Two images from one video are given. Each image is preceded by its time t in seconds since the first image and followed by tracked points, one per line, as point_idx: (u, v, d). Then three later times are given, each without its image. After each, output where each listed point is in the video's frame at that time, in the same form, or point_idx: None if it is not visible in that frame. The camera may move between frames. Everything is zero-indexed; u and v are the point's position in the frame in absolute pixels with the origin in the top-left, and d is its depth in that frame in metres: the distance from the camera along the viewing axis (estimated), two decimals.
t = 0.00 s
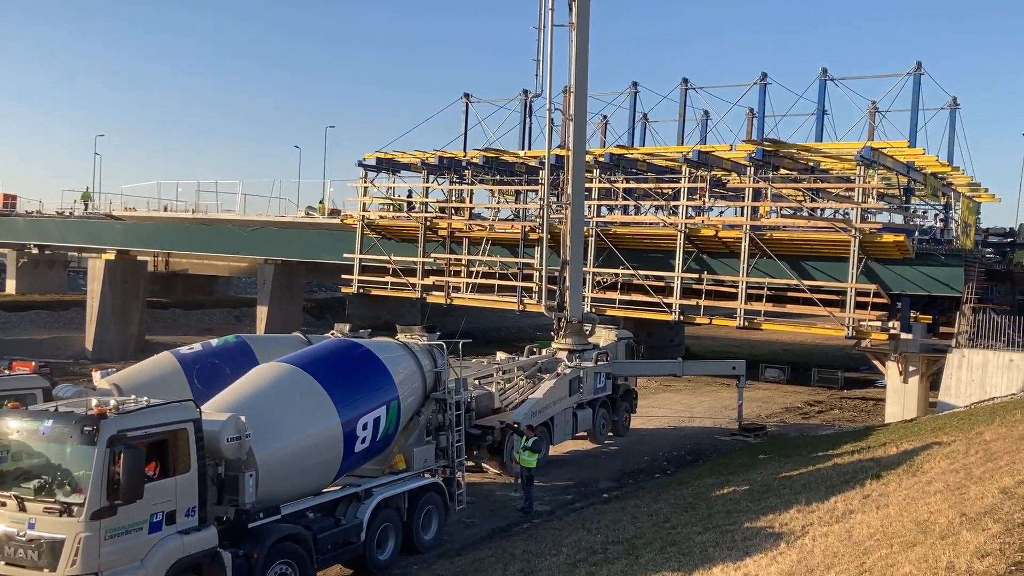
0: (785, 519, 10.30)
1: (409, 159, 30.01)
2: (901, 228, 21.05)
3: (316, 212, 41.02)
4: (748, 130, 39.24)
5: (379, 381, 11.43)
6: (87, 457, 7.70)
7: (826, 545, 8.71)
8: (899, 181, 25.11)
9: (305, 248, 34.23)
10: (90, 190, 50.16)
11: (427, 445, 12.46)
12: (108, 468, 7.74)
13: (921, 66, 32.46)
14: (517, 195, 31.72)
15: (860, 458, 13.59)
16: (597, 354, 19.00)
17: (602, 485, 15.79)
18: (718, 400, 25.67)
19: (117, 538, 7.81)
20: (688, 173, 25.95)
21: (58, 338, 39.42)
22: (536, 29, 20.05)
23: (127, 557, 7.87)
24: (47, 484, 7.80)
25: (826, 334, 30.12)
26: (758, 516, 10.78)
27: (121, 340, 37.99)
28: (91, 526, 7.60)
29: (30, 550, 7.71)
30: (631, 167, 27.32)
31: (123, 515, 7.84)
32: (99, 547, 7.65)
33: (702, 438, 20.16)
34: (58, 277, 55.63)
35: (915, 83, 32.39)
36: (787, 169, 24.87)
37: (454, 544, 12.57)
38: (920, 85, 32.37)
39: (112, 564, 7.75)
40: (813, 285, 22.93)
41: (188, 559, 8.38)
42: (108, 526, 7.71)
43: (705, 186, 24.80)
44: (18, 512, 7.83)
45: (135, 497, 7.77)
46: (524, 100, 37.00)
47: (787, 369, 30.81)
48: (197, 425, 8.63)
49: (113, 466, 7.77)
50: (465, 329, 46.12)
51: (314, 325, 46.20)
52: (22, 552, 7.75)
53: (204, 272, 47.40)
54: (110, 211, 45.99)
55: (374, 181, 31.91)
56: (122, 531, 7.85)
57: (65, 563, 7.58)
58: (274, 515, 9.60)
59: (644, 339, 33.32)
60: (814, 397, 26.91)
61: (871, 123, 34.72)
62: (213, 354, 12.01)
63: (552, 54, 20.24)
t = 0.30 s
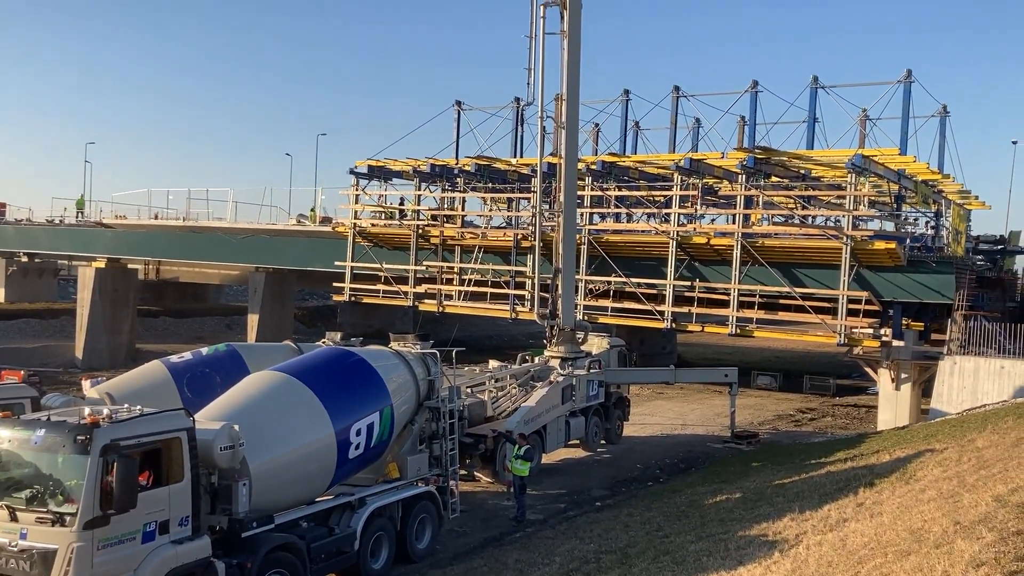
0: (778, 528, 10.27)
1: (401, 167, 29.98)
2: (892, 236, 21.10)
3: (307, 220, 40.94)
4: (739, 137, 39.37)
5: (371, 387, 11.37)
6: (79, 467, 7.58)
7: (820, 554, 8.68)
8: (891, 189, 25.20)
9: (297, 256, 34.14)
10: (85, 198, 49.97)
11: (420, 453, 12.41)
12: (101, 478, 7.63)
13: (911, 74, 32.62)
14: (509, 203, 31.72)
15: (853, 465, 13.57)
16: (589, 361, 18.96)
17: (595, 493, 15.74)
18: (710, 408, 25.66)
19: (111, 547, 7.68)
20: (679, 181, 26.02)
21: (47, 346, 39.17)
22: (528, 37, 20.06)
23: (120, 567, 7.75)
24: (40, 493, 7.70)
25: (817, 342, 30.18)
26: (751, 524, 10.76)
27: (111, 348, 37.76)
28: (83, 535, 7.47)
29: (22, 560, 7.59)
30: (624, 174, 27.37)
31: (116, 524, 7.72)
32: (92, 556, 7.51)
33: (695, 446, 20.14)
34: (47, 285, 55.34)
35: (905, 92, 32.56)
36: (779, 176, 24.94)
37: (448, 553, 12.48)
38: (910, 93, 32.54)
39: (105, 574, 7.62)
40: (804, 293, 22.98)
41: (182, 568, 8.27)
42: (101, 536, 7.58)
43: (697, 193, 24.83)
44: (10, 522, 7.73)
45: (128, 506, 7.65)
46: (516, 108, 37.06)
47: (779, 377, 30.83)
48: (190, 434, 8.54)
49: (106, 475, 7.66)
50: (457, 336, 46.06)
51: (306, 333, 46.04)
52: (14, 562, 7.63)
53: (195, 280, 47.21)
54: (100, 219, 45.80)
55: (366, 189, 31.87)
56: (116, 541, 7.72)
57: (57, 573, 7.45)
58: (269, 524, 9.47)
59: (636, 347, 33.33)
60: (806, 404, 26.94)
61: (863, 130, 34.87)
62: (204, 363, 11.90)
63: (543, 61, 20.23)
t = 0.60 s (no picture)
0: (773, 537, 10.27)
1: (395, 176, 30.02)
2: (885, 245, 21.17)
3: (301, 229, 40.92)
4: (732, 146, 39.51)
5: (366, 396, 11.33)
6: (76, 478, 7.52)
7: (816, 565, 8.68)
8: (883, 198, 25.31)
9: (290, 265, 34.10)
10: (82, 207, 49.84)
11: (416, 463, 12.37)
12: (99, 489, 7.57)
13: (903, 84, 32.80)
14: (503, 213, 31.76)
15: (847, 475, 13.59)
16: (583, 371, 18.95)
17: (589, 503, 15.72)
18: (704, 416, 25.68)
19: (108, 558, 7.59)
20: (672, 190, 26.10)
21: (39, 356, 38.97)
22: (521, 48, 20.13)
23: None
24: (36, 505, 7.60)
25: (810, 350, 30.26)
26: (746, 534, 10.76)
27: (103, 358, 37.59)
28: (81, 546, 7.39)
29: (18, 572, 7.45)
30: (617, 184, 27.44)
31: (114, 535, 7.64)
32: (89, 568, 7.43)
33: (689, 455, 20.13)
34: (39, 294, 55.11)
35: (896, 101, 32.73)
36: (771, 186, 25.01)
37: (443, 564, 12.44)
38: (902, 103, 32.72)
39: None
40: (798, 301, 23.03)
41: None
42: (98, 547, 7.49)
43: (690, 203, 24.89)
44: (6, 534, 7.61)
45: (126, 517, 7.57)
46: (509, 118, 37.16)
47: (772, 385, 30.87)
48: (188, 444, 8.48)
49: (104, 486, 7.60)
50: (451, 345, 46.06)
51: (299, 342, 45.96)
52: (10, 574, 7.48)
53: (188, 289, 47.10)
54: (93, 229, 45.68)
55: (360, 198, 31.87)
56: (113, 552, 7.64)
57: None
58: (265, 535, 9.43)
59: (630, 355, 33.34)
60: (800, 413, 26.98)
61: (855, 140, 35.04)
62: (197, 373, 11.86)
63: (537, 71, 20.28)
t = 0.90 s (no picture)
0: (763, 547, 10.25)
1: (386, 185, 29.99)
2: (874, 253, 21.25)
3: (291, 238, 40.81)
4: (722, 155, 39.65)
5: (356, 403, 11.29)
6: (68, 487, 7.44)
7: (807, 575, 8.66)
8: (872, 206, 25.42)
9: (280, 274, 33.99)
10: (74, 215, 49.60)
11: (408, 472, 12.29)
12: (91, 499, 7.48)
13: (891, 93, 33.00)
14: (494, 221, 31.78)
15: (838, 483, 13.60)
16: (574, 379, 18.92)
17: (580, 512, 15.68)
18: (695, 425, 25.67)
19: (100, 569, 7.49)
20: (663, 199, 26.17)
21: (27, 366, 38.67)
22: (512, 57, 20.18)
23: None
24: (28, 515, 7.52)
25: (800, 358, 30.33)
26: (738, 542, 10.74)
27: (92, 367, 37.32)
28: (73, 556, 7.27)
29: None
30: (608, 192, 27.51)
31: (106, 545, 7.54)
32: None
33: (681, 464, 20.11)
34: (27, 303, 54.76)
35: (885, 111, 32.93)
36: (761, 194, 25.11)
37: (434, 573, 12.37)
38: (890, 111, 32.92)
39: None
40: (788, 309, 23.08)
41: None
42: (90, 557, 7.38)
43: (681, 211, 24.94)
44: None
45: (118, 527, 7.48)
46: (500, 127, 37.22)
47: (763, 393, 30.92)
48: (180, 453, 8.44)
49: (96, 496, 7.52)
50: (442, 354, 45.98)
51: (289, 351, 45.80)
52: None
53: (177, 298, 46.90)
54: (81, 238, 45.43)
55: (351, 207, 31.82)
56: (105, 563, 7.54)
57: None
58: (257, 544, 9.34)
59: (621, 364, 33.35)
60: (790, 421, 27.02)
61: (844, 149, 35.22)
62: (186, 384, 11.77)
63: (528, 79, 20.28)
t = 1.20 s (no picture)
0: (754, 555, 10.25)
1: (377, 193, 29.96)
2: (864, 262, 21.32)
3: (281, 246, 40.73)
4: (712, 164, 39.82)
5: (348, 410, 11.24)
6: (61, 497, 7.36)
7: None
8: (862, 214, 25.54)
9: (271, 282, 33.91)
10: (65, 224, 49.33)
11: (400, 480, 12.26)
12: (84, 509, 7.43)
13: (881, 102, 33.21)
14: (485, 229, 31.80)
15: (828, 491, 13.62)
16: (565, 388, 18.92)
17: (571, 521, 15.65)
18: (686, 433, 25.69)
19: None
20: (653, 207, 26.24)
21: (15, 375, 38.43)
22: (502, 67, 20.20)
23: None
24: (19, 525, 7.43)
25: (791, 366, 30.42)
26: (729, 551, 10.74)
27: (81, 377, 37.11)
28: (65, 567, 7.23)
29: None
30: (599, 201, 27.58)
31: (99, 555, 7.50)
32: None
33: (672, 472, 20.11)
34: (16, 312, 54.47)
35: (874, 120, 33.13)
36: (752, 203, 25.20)
37: None
38: (879, 121, 33.11)
39: None
40: (778, 318, 23.14)
41: None
42: (82, 567, 7.35)
43: (671, 220, 25.00)
44: None
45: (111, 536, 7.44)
46: (492, 137, 37.29)
47: (753, 402, 30.96)
48: (173, 463, 8.37)
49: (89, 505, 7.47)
50: (433, 362, 45.93)
51: (279, 360, 45.63)
52: None
53: (167, 307, 46.71)
54: (71, 246, 45.25)
55: (341, 215, 31.79)
56: (96, 572, 7.50)
57: None
58: (249, 554, 9.28)
59: (612, 372, 33.37)
60: (781, 429, 27.06)
61: (833, 158, 35.39)
62: (175, 393, 11.69)
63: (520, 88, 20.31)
